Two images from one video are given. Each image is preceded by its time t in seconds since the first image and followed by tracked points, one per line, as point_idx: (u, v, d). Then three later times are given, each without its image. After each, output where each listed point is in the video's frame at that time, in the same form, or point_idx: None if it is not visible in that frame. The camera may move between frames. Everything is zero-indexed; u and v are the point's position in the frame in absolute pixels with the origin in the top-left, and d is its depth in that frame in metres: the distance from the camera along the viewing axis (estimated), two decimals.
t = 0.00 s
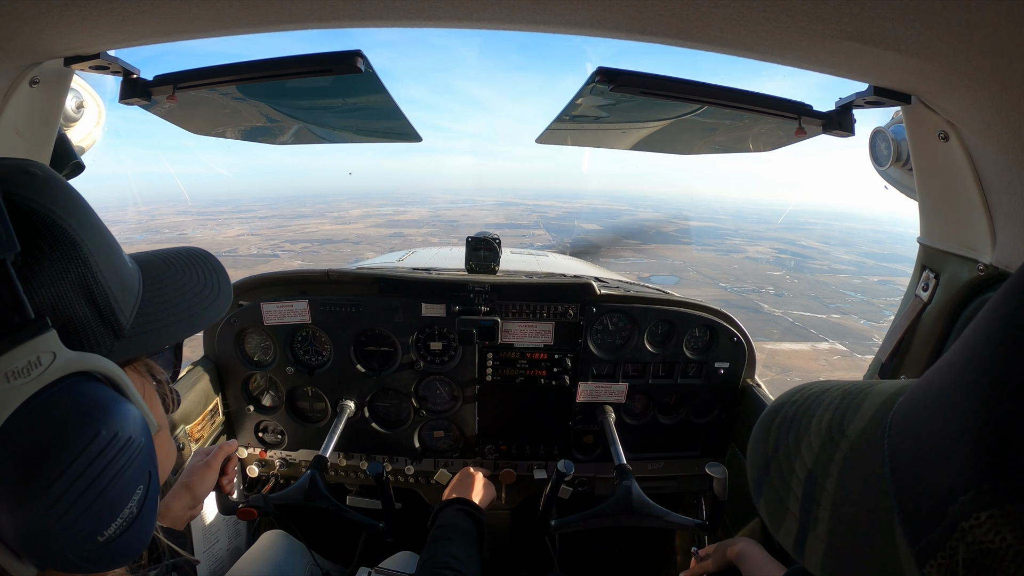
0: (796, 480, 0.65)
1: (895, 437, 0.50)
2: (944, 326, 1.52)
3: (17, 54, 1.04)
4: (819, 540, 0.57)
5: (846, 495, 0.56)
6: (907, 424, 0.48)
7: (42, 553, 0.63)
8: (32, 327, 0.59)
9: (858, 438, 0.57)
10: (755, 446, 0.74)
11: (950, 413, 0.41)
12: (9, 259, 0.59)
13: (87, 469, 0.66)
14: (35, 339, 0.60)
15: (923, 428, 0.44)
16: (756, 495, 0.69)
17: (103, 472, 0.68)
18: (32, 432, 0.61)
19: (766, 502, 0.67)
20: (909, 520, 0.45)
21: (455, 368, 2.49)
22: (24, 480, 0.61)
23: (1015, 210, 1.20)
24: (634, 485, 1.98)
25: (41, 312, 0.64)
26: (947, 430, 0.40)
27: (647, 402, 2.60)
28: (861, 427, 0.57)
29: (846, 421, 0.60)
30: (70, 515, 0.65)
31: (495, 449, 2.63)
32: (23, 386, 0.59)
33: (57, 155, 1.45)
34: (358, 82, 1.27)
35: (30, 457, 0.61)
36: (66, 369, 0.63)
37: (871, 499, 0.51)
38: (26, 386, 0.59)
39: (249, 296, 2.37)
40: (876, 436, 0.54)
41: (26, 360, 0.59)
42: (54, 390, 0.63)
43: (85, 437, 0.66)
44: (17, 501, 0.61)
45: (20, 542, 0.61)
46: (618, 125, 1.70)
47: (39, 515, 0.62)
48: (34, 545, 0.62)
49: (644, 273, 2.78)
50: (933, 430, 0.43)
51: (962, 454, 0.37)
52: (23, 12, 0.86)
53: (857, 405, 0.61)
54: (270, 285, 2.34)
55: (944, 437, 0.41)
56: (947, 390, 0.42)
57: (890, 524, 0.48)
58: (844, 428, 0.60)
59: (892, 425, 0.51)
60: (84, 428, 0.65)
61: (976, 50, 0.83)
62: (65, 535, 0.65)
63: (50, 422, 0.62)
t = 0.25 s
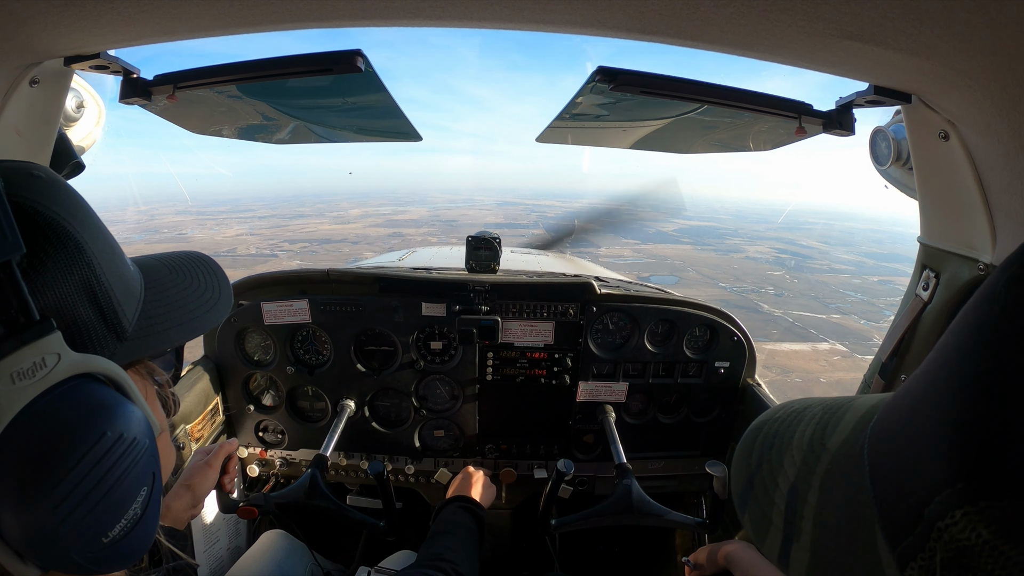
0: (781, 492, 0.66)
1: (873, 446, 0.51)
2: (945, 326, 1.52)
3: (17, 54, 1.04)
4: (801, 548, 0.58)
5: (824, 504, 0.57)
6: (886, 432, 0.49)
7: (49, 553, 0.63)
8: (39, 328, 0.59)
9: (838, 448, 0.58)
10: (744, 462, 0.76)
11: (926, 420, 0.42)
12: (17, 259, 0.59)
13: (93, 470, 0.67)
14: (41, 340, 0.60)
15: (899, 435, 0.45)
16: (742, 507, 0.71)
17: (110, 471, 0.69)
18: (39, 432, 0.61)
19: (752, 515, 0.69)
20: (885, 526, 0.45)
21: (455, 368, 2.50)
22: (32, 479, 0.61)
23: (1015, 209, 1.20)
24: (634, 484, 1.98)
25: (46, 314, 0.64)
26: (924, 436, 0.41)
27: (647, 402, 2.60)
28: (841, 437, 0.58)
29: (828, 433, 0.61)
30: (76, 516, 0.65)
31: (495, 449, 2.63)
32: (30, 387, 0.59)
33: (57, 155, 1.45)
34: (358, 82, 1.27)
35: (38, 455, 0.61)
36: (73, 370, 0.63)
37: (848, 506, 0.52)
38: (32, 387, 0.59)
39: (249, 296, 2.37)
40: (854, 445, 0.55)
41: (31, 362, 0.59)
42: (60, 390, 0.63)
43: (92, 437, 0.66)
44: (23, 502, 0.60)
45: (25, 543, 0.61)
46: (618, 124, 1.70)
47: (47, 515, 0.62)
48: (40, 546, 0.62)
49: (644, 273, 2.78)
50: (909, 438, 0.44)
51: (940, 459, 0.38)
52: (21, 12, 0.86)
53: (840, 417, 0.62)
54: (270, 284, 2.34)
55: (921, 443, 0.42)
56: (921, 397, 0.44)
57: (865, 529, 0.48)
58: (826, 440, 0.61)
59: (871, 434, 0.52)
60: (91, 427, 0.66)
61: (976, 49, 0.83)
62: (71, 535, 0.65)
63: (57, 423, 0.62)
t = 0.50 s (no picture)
0: (780, 493, 0.65)
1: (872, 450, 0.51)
2: (944, 326, 1.52)
3: (16, 54, 1.04)
4: (798, 548, 0.58)
5: (821, 507, 0.56)
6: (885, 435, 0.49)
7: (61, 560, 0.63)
8: (50, 335, 0.58)
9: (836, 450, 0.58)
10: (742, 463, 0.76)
11: (927, 423, 0.42)
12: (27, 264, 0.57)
13: (107, 478, 0.67)
14: (52, 347, 0.58)
15: (900, 438, 0.45)
16: (742, 508, 0.71)
17: (123, 475, 0.69)
18: (55, 438, 0.61)
19: (751, 514, 0.69)
20: (887, 529, 0.45)
21: (455, 368, 2.50)
22: (47, 487, 0.60)
23: (1014, 210, 1.20)
24: (634, 483, 1.98)
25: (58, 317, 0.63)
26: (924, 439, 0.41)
27: (648, 401, 2.61)
28: (839, 439, 0.58)
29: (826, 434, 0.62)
30: (90, 523, 0.65)
31: (495, 449, 2.63)
32: (43, 395, 0.57)
33: (57, 154, 1.45)
34: (358, 82, 1.27)
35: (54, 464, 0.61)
36: (84, 376, 0.62)
37: (847, 506, 0.52)
38: (45, 394, 0.58)
39: (249, 296, 2.37)
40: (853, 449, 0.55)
41: (44, 369, 0.57)
42: (75, 396, 0.62)
43: (107, 439, 0.66)
44: (38, 512, 0.60)
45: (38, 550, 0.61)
46: (618, 125, 1.70)
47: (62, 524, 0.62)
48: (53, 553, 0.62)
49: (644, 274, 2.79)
50: (907, 440, 0.44)
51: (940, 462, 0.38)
52: (20, 11, 0.86)
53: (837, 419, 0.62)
54: (271, 285, 2.34)
55: (921, 447, 0.42)
56: (922, 397, 0.44)
57: (864, 528, 0.49)
58: (826, 439, 0.61)
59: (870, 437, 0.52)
60: (105, 429, 0.66)
61: (976, 48, 0.82)
62: (85, 544, 0.65)
63: (72, 430, 0.62)
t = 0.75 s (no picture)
0: (781, 492, 0.68)
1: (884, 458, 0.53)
2: (936, 315, 1.54)
3: (10, 35, 1.03)
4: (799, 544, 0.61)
5: (825, 508, 0.59)
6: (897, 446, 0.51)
7: (65, 497, 0.71)
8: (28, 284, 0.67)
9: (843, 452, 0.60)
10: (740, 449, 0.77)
11: (945, 443, 0.44)
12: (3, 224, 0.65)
13: (96, 421, 0.75)
14: (32, 295, 0.67)
15: (915, 452, 0.48)
16: (735, 504, 0.74)
17: (111, 418, 0.78)
18: (38, 389, 0.69)
19: (745, 511, 0.72)
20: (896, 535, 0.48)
21: (449, 348, 2.50)
22: (44, 431, 0.69)
23: (1009, 198, 1.21)
24: (630, 475, 1.99)
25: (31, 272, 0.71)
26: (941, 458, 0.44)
27: (641, 383, 2.61)
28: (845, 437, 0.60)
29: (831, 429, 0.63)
30: (87, 465, 0.74)
31: (489, 430, 2.64)
32: (26, 341, 0.67)
33: (50, 136, 1.44)
34: (353, 62, 1.26)
35: (49, 407, 0.69)
36: (59, 324, 0.72)
37: (854, 511, 0.55)
38: (28, 340, 0.67)
39: (242, 278, 2.36)
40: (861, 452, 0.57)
41: (27, 317, 0.67)
42: (45, 347, 0.71)
43: (94, 379, 0.75)
44: (35, 457, 0.68)
45: (45, 491, 0.69)
46: (614, 107, 1.69)
47: (65, 465, 0.70)
48: (60, 493, 0.70)
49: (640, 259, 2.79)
50: (924, 457, 0.46)
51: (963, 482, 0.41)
52: None
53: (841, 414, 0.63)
54: (264, 266, 2.33)
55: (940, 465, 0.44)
56: (945, 407, 0.45)
57: (875, 533, 0.51)
58: (825, 438, 0.64)
59: (879, 444, 0.55)
60: (93, 371, 0.75)
61: (973, 36, 0.83)
62: (87, 481, 0.74)
63: (50, 380, 0.70)
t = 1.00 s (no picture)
0: (760, 516, 0.63)
1: (875, 478, 0.49)
2: (936, 315, 1.54)
3: (10, 35, 1.03)
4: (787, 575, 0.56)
5: (810, 530, 0.55)
6: (890, 465, 0.47)
7: (61, 496, 0.71)
8: (24, 282, 0.67)
9: (827, 469, 0.56)
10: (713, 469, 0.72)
11: (946, 461, 0.41)
12: None
13: (91, 419, 0.75)
14: (29, 292, 0.67)
15: (913, 472, 0.44)
16: (714, 528, 0.69)
17: (106, 415, 0.78)
18: (33, 387, 0.69)
19: (724, 535, 0.67)
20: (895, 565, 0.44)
21: (449, 348, 2.50)
22: (37, 430, 0.68)
23: (1010, 199, 1.21)
24: (629, 476, 1.99)
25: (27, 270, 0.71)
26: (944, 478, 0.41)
27: (641, 384, 2.61)
28: (828, 453, 0.56)
29: (811, 444, 0.59)
30: (81, 463, 0.74)
31: (489, 430, 2.64)
32: (22, 338, 0.67)
33: (50, 136, 1.44)
34: (353, 62, 1.26)
35: (44, 406, 0.69)
36: (55, 321, 0.72)
37: (843, 528, 0.51)
38: (25, 338, 0.67)
39: (242, 278, 2.36)
40: (849, 470, 0.53)
41: (23, 314, 0.67)
42: (40, 345, 0.70)
43: (89, 375, 0.75)
44: (30, 455, 0.68)
45: (41, 488, 0.69)
46: (615, 107, 1.69)
47: (60, 462, 0.71)
48: (57, 490, 0.70)
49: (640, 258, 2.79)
50: (925, 476, 0.43)
51: (973, 506, 0.37)
52: None
53: (819, 427, 0.60)
54: (265, 266, 2.33)
55: (944, 487, 0.41)
56: (939, 415, 0.43)
57: (866, 555, 0.48)
58: (802, 449, 0.60)
59: (869, 462, 0.51)
60: (88, 368, 0.75)
61: (973, 36, 0.82)
62: (83, 478, 0.74)
63: (46, 377, 0.70)
